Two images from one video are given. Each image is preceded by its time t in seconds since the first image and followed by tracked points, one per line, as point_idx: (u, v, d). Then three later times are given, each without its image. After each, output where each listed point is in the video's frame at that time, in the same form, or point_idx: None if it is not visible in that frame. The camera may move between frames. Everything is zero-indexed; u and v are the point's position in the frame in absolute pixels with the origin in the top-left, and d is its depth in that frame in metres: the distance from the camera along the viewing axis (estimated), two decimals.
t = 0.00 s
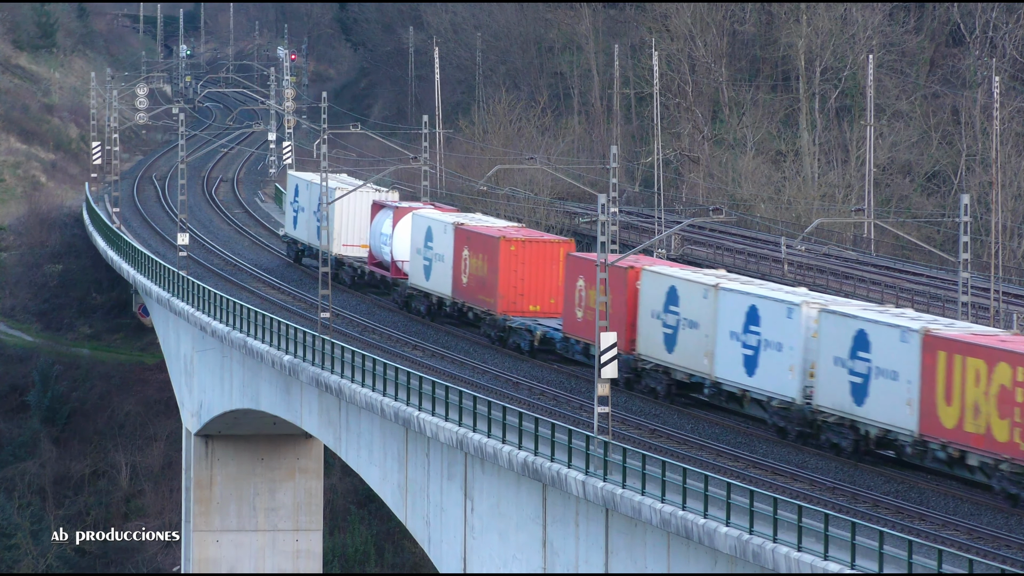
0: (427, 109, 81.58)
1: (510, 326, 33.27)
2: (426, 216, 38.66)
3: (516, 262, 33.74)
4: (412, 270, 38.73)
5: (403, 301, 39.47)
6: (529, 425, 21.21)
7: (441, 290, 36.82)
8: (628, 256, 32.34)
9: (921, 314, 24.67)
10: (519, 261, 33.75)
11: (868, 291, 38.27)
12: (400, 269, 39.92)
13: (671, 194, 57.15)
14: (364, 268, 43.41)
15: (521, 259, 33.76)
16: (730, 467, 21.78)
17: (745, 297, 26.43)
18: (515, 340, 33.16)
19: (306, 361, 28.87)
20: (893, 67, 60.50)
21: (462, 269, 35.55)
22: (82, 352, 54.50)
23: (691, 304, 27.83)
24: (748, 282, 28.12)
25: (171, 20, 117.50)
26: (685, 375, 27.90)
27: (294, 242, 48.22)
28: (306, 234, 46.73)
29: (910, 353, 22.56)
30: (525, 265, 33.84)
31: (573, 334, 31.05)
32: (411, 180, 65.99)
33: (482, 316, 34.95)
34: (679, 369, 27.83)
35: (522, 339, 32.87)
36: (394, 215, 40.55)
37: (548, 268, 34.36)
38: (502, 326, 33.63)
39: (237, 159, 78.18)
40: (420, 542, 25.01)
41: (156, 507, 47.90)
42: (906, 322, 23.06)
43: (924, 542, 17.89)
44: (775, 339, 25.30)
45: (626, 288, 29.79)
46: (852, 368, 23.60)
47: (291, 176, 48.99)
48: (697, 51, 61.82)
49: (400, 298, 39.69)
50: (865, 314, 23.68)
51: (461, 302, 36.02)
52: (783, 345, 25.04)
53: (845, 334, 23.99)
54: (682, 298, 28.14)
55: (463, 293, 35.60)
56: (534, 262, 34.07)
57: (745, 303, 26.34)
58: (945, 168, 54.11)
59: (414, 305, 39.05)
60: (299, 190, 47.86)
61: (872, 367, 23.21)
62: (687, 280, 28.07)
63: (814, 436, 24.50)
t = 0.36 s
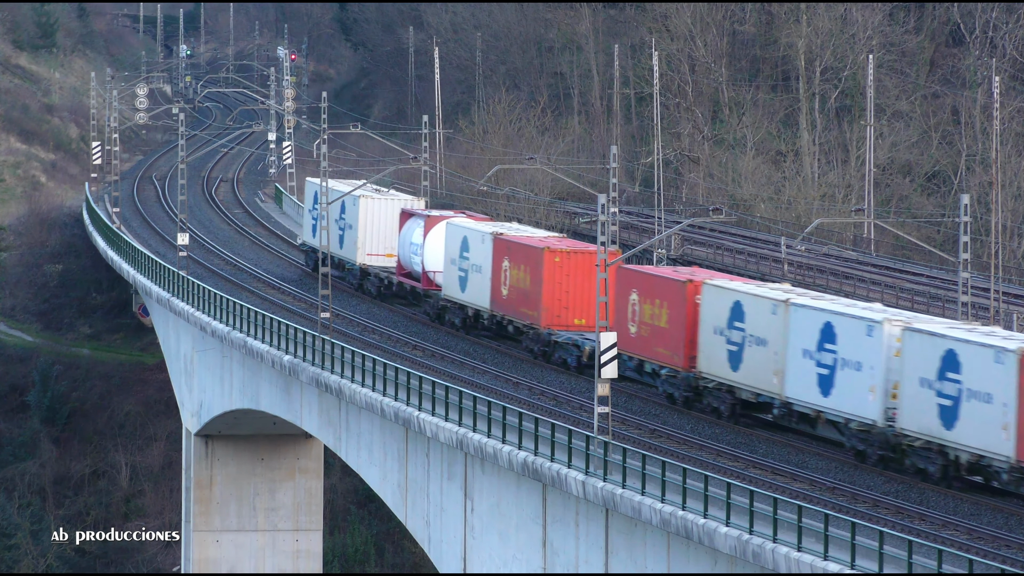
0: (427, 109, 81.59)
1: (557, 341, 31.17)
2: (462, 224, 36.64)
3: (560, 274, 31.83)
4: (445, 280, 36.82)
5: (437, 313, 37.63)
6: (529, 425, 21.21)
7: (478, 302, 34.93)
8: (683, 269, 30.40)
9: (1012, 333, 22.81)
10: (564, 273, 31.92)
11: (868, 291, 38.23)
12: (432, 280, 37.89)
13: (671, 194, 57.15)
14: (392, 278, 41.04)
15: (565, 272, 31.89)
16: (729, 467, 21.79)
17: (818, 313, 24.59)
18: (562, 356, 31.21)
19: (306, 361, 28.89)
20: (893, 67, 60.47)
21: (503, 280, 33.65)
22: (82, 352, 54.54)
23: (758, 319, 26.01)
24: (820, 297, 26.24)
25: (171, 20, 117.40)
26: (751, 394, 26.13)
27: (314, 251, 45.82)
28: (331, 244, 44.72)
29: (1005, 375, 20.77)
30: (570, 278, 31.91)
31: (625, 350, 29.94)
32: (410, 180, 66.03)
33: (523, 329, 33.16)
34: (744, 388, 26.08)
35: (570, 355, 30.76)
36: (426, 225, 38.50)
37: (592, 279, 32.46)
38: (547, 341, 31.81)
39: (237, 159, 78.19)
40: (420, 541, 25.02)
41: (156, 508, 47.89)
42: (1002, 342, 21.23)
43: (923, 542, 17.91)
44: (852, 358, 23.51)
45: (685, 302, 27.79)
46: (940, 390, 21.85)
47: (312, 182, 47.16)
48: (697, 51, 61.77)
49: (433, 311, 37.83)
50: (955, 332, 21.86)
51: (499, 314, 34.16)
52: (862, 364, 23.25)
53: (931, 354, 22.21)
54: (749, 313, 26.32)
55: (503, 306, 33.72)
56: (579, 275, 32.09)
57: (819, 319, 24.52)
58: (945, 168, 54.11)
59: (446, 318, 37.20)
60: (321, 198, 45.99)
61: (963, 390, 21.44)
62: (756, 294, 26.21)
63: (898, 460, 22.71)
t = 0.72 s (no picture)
0: (427, 109, 81.60)
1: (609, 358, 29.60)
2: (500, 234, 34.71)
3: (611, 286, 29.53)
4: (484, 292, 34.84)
5: (474, 328, 35.65)
6: (529, 425, 21.21)
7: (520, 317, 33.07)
8: (749, 281, 28.24)
9: None
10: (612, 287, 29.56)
11: (868, 291, 38.18)
12: (467, 291, 35.88)
13: (671, 194, 57.19)
14: (422, 289, 39.18)
15: (617, 284, 29.52)
16: (729, 467, 21.79)
17: (902, 331, 22.83)
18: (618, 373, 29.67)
19: (306, 360, 28.88)
20: (893, 68, 60.48)
21: (548, 293, 31.73)
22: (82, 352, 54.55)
23: (834, 336, 24.23)
24: (900, 313, 24.44)
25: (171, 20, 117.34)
26: (824, 416, 24.41)
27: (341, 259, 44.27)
28: (356, 253, 42.86)
29: None
30: (622, 290, 29.59)
31: (684, 367, 27.74)
32: (411, 180, 66.06)
33: (571, 344, 31.13)
34: (819, 409, 24.34)
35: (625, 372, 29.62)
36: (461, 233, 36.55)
37: (648, 296, 29.80)
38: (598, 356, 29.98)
39: (237, 159, 78.24)
40: (420, 542, 25.03)
41: (156, 508, 47.88)
42: None
43: (923, 542, 17.91)
44: (941, 380, 21.79)
45: (752, 318, 26.03)
46: None
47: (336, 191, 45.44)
48: (697, 51, 61.77)
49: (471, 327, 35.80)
50: None
51: (544, 329, 32.15)
52: (953, 386, 21.54)
53: None
54: (824, 329, 24.51)
55: (548, 320, 31.73)
56: (631, 287, 29.68)
57: (903, 337, 22.75)
58: (945, 168, 54.12)
59: (485, 332, 35.22)
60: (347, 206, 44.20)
61: None
62: (831, 310, 24.41)
63: (990, 486, 20.97)
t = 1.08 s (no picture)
0: (427, 109, 81.60)
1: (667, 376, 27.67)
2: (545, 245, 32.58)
3: (668, 301, 27.95)
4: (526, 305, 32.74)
5: (515, 342, 33.54)
6: (529, 425, 21.21)
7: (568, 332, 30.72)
8: (820, 297, 26.55)
9: None
10: (670, 300, 27.98)
11: (868, 291, 38.13)
12: (506, 303, 33.90)
13: (671, 194, 57.23)
14: (458, 301, 36.77)
15: (674, 298, 27.98)
16: (729, 467, 21.78)
17: (997, 351, 21.05)
18: (672, 393, 27.70)
19: (306, 361, 28.89)
20: (893, 67, 60.50)
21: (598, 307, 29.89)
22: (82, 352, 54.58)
23: (921, 355, 22.47)
24: (993, 331, 22.60)
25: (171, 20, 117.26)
26: (910, 440, 22.67)
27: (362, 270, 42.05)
28: (383, 263, 40.30)
29: None
30: (679, 305, 28.03)
31: (751, 386, 26.01)
32: (411, 180, 66.11)
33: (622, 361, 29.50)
34: (903, 433, 22.64)
35: (681, 390, 27.40)
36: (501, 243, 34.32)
37: (706, 309, 28.34)
38: (653, 374, 28.14)
39: (236, 159, 78.30)
40: (420, 542, 25.02)
41: (156, 508, 47.85)
42: None
43: (924, 542, 17.90)
44: None
45: (828, 336, 24.24)
46: None
47: (359, 199, 42.84)
48: (697, 51, 61.78)
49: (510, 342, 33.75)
50: None
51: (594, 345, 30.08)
52: None
53: None
54: (909, 348, 22.75)
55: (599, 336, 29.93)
56: (688, 302, 28.18)
57: (999, 358, 20.99)
58: (945, 168, 54.14)
59: (527, 345, 33.10)
60: (371, 213, 41.62)
61: None
62: (917, 327, 22.64)
63: None
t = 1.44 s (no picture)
0: (427, 109, 81.58)
1: (732, 396, 26.09)
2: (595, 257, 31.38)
3: (730, 315, 26.75)
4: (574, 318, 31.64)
5: (560, 357, 31.43)
6: (529, 425, 21.21)
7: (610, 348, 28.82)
8: (899, 315, 25.33)
9: None
10: (732, 314, 26.77)
11: (868, 291, 38.09)
12: (550, 316, 31.94)
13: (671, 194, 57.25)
14: (496, 313, 34.84)
15: (736, 313, 26.81)
16: (729, 467, 21.78)
17: None
18: (737, 413, 26.12)
19: (306, 361, 28.88)
20: (893, 67, 60.49)
21: (654, 322, 28.77)
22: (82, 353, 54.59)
23: (1015, 376, 21.01)
24: None
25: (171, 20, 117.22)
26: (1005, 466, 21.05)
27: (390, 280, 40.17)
28: (414, 274, 38.42)
29: None
30: (742, 320, 26.84)
31: (826, 407, 24.62)
32: (411, 180, 66.13)
33: (680, 379, 28.01)
34: (996, 458, 21.08)
35: (748, 411, 25.81)
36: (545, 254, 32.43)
37: (769, 324, 27.10)
38: (716, 393, 26.66)
39: (236, 159, 78.31)
40: (420, 542, 25.01)
41: (156, 507, 47.85)
42: None
43: (924, 542, 17.90)
44: None
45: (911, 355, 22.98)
46: None
47: (387, 207, 41.00)
48: (697, 51, 61.75)
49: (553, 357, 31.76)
50: None
51: (648, 361, 29.11)
52: None
53: None
54: (1002, 368, 21.33)
55: (655, 351, 28.69)
56: (750, 316, 26.96)
57: None
58: (945, 168, 54.14)
59: (574, 361, 31.03)
60: (400, 222, 39.89)
61: None
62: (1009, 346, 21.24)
63: None
